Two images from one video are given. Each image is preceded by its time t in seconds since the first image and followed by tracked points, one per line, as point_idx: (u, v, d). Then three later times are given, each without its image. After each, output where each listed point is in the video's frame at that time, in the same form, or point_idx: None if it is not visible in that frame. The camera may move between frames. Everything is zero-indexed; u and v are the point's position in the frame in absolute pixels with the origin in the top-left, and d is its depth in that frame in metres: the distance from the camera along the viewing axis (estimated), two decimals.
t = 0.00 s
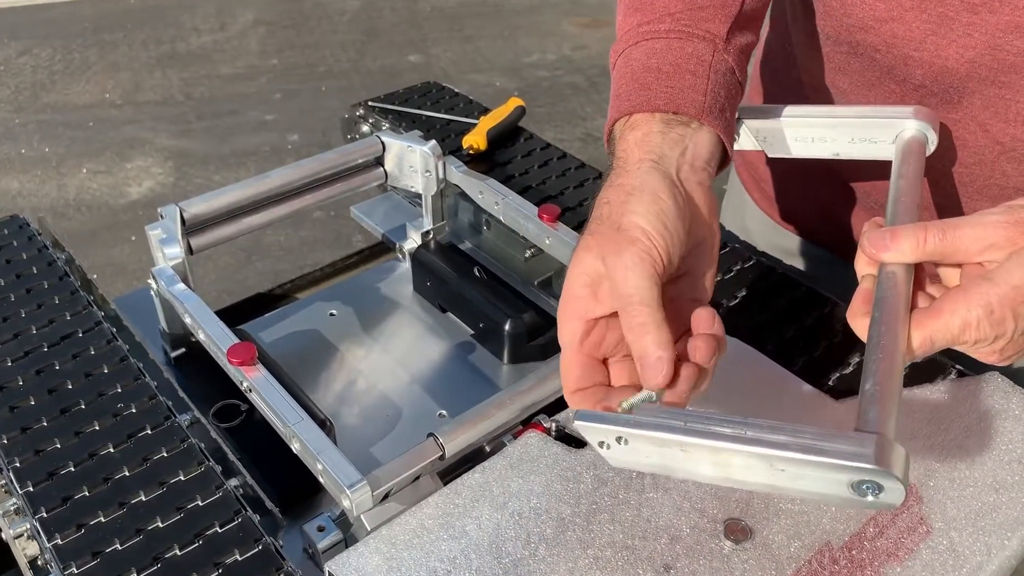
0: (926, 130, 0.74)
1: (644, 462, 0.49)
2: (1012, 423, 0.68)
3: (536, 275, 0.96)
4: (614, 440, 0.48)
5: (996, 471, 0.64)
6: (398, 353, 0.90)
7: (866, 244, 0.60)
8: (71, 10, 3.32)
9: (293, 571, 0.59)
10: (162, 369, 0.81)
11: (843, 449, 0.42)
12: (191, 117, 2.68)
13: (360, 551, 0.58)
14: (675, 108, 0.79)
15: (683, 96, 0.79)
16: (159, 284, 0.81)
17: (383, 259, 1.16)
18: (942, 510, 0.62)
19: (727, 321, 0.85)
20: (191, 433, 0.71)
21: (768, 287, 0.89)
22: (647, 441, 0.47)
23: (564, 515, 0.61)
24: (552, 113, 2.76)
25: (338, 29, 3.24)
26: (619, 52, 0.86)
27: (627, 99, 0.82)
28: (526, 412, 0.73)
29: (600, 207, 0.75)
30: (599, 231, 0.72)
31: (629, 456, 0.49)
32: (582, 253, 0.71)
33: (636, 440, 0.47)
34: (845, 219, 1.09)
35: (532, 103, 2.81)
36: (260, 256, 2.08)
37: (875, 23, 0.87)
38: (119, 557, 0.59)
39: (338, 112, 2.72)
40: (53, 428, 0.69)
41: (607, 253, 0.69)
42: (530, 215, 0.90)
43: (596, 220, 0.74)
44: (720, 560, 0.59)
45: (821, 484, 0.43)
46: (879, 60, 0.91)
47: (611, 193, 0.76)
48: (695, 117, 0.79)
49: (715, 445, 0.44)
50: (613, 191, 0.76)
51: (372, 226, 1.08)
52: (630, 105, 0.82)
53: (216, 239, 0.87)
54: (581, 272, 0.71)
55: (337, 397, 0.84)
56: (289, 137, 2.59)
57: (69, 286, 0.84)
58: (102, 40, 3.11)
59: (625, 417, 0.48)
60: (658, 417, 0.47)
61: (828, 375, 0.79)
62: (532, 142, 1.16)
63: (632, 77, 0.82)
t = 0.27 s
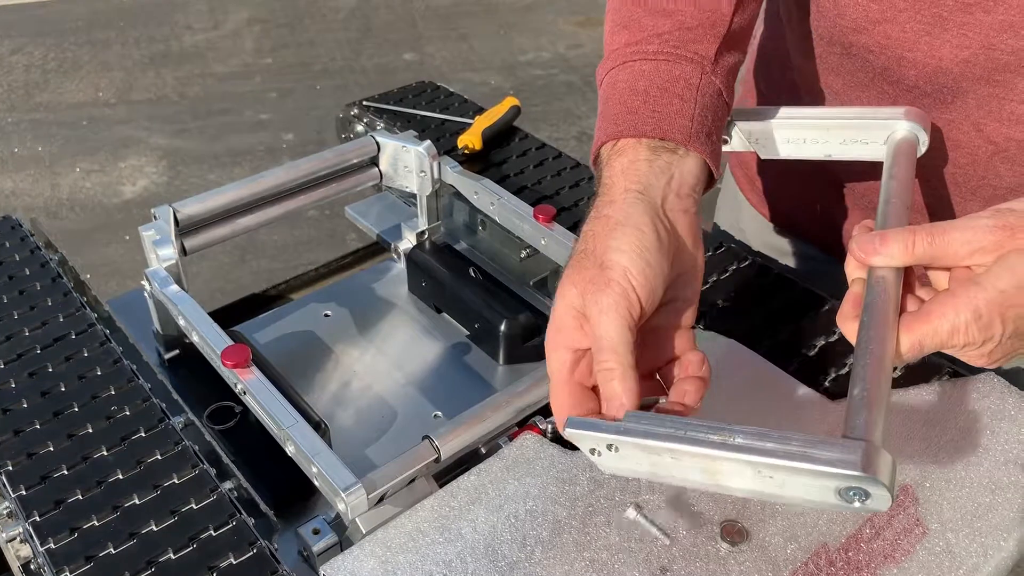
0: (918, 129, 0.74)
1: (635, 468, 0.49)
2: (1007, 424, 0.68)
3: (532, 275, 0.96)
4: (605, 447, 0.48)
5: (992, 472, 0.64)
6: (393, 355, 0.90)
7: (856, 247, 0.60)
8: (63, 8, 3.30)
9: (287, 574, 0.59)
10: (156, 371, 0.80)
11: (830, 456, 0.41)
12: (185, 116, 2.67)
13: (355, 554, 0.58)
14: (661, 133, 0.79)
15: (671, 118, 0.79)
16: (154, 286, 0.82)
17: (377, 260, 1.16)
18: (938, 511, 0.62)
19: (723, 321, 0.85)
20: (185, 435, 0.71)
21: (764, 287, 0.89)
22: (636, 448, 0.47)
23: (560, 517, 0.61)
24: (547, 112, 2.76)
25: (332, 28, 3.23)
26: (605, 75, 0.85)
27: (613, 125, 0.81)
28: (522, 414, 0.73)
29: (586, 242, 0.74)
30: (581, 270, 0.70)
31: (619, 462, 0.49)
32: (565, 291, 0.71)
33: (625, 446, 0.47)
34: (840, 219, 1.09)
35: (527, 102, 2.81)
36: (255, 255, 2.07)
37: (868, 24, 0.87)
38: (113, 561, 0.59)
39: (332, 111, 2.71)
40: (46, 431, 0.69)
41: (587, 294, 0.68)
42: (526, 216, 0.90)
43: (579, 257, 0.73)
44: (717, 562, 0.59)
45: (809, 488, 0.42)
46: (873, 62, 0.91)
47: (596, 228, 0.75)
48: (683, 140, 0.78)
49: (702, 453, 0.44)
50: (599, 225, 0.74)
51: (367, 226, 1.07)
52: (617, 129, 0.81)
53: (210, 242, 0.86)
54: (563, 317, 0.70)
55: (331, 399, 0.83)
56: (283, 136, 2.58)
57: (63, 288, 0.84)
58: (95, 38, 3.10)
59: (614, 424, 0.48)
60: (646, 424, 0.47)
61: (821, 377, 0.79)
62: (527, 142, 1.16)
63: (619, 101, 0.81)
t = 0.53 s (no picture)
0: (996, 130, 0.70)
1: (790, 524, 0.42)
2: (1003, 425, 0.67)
3: (526, 276, 0.93)
4: (758, 502, 0.41)
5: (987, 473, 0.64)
6: (387, 356, 0.89)
7: (975, 261, 0.54)
8: (57, 8, 3.28)
9: None
10: (149, 373, 0.80)
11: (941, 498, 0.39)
12: (179, 116, 2.66)
13: (349, 558, 0.58)
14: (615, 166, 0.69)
15: (624, 147, 0.69)
16: (146, 288, 0.80)
17: (372, 261, 1.16)
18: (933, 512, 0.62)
19: (718, 321, 0.85)
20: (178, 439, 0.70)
21: (758, 288, 0.89)
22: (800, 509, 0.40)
23: (555, 520, 0.61)
24: (542, 111, 2.76)
25: (327, 27, 3.22)
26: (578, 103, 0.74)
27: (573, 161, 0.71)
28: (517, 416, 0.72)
29: (559, 254, 0.64)
30: (575, 285, 0.60)
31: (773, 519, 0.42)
32: (569, 308, 0.58)
33: (785, 500, 0.40)
34: (839, 218, 1.06)
35: (522, 101, 2.81)
36: (250, 255, 2.06)
37: (875, 33, 0.86)
38: (106, 566, 0.59)
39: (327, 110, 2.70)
40: (38, 435, 0.68)
41: (604, 319, 0.57)
42: (521, 217, 0.90)
43: (555, 277, 0.61)
44: (712, 564, 0.59)
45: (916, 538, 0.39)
46: (879, 69, 0.90)
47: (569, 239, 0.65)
48: (634, 176, 0.69)
49: (837, 506, 0.39)
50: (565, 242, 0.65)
51: (361, 227, 1.07)
52: (589, 159, 0.70)
53: (202, 243, 0.86)
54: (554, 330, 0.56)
55: (326, 401, 0.83)
56: (278, 136, 2.58)
57: (55, 291, 0.83)
58: (89, 38, 3.09)
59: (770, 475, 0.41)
60: (789, 471, 0.41)
61: (818, 374, 0.78)
62: (522, 143, 1.16)
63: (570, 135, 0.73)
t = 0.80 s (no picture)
0: None
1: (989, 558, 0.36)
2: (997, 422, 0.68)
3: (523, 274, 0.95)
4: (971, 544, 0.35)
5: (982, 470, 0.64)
6: (383, 356, 0.89)
7: None
8: (51, 8, 3.28)
9: None
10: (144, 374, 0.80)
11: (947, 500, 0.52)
12: (174, 116, 2.65)
13: (345, 559, 0.57)
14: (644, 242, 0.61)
15: (651, 230, 0.62)
16: (140, 288, 0.81)
17: (367, 260, 1.15)
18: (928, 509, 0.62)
19: (713, 318, 0.85)
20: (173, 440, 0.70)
21: (754, 286, 0.89)
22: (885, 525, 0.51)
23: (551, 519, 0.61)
24: (538, 110, 2.76)
25: (322, 27, 3.21)
26: (591, 151, 0.65)
27: (583, 222, 0.63)
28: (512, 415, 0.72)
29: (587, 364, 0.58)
30: (632, 416, 0.56)
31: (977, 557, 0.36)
32: (629, 448, 0.54)
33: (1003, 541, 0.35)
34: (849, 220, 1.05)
35: (517, 100, 2.81)
36: (245, 255, 2.06)
37: (901, 41, 0.82)
38: (100, 568, 0.58)
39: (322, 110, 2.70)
40: (31, 437, 0.68)
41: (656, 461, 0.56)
42: (515, 215, 0.90)
43: (602, 406, 0.56)
44: (707, 563, 0.59)
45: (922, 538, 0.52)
46: (904, 74, 0.85)
47: (604, 347, 0.59)
48: (665, 279, 0.61)
49: None
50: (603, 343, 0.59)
51: (356, 226, 1.07)
52: (619, 266, 0.61)
53: (197, 243, 0.85)
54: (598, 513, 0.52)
55: (321, 401, 0.83)
56: (273, 135, 2.57)
57: (49, 292, 0.83)
58: (83, 38, 3.08)
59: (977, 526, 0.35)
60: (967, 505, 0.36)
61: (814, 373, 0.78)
62: (517, 142, 1.16)
63: (580, 186, 0.64)
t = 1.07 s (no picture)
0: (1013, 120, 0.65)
1: None
2: (987, 414, 0.68)
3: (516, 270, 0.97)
4: None
5: (972, 461, 0.65)
6: (376, 353, 0.89)
7: None
8: (43, 8, 3.26)
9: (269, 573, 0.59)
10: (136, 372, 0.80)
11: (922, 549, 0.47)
12: (168, 115, 2.64)
13: (338, 554, 0.57)
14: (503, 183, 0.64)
15: (549, 108, 0.67)
16: (133, 286, 0.80)
17: (360, 257, 1.15)
18: (918, 501, 0.63)
19: (706, 312, 0.85)
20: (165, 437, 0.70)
21: (746, 280, 0.89)
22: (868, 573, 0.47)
23: (543, 513, 0.61)
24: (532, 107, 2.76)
25: (316, 25, 3.21)
26: (529, 93, 0.68)
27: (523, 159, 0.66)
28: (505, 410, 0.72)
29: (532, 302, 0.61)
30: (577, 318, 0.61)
31: None
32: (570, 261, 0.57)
33: None
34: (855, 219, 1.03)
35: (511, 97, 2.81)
36: (240, 254, 2.06)
37: (905, 37, 0.82)
38: (93, 565, 0.58)
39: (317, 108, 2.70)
40: (23, 435, 0.68)
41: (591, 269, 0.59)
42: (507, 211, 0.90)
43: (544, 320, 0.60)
44: (699, 556, 0.59)
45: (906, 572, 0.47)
46: (906, 72, 0.85)
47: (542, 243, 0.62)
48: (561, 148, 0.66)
49: None
50: (545, 211, 0.60)
51: (349, 223, 1.07)
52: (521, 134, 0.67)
53: (191, 240, 0.85)
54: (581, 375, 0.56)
55: (314, 398, 0.83)
56: (267, 134, 2.57)
57: (40, 290, 0.83)
58: (76, 38, 3.07)
59: None
60: None
61: (805, 366, 0.78)
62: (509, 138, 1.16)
63: (520, 128, 0.66)
